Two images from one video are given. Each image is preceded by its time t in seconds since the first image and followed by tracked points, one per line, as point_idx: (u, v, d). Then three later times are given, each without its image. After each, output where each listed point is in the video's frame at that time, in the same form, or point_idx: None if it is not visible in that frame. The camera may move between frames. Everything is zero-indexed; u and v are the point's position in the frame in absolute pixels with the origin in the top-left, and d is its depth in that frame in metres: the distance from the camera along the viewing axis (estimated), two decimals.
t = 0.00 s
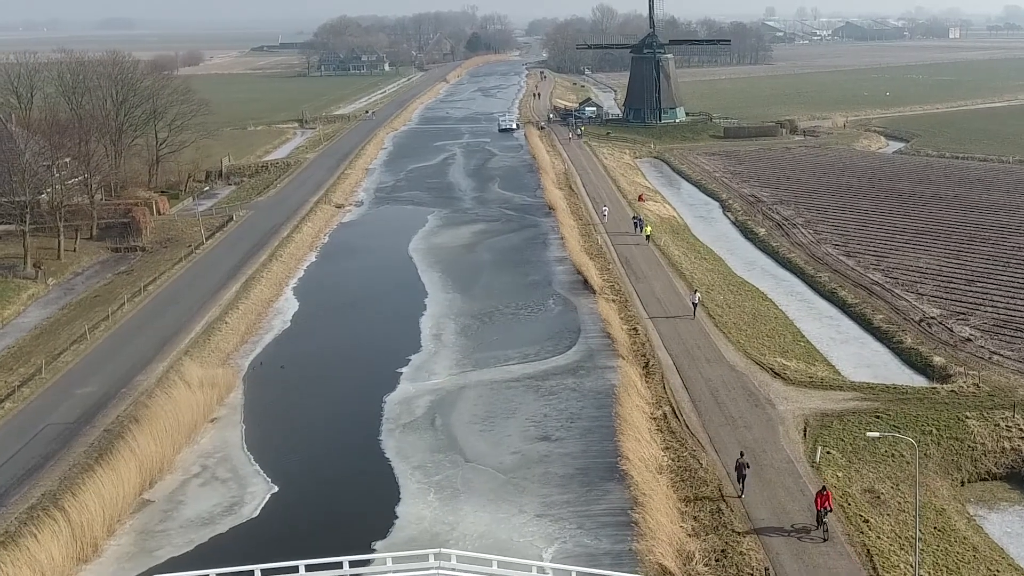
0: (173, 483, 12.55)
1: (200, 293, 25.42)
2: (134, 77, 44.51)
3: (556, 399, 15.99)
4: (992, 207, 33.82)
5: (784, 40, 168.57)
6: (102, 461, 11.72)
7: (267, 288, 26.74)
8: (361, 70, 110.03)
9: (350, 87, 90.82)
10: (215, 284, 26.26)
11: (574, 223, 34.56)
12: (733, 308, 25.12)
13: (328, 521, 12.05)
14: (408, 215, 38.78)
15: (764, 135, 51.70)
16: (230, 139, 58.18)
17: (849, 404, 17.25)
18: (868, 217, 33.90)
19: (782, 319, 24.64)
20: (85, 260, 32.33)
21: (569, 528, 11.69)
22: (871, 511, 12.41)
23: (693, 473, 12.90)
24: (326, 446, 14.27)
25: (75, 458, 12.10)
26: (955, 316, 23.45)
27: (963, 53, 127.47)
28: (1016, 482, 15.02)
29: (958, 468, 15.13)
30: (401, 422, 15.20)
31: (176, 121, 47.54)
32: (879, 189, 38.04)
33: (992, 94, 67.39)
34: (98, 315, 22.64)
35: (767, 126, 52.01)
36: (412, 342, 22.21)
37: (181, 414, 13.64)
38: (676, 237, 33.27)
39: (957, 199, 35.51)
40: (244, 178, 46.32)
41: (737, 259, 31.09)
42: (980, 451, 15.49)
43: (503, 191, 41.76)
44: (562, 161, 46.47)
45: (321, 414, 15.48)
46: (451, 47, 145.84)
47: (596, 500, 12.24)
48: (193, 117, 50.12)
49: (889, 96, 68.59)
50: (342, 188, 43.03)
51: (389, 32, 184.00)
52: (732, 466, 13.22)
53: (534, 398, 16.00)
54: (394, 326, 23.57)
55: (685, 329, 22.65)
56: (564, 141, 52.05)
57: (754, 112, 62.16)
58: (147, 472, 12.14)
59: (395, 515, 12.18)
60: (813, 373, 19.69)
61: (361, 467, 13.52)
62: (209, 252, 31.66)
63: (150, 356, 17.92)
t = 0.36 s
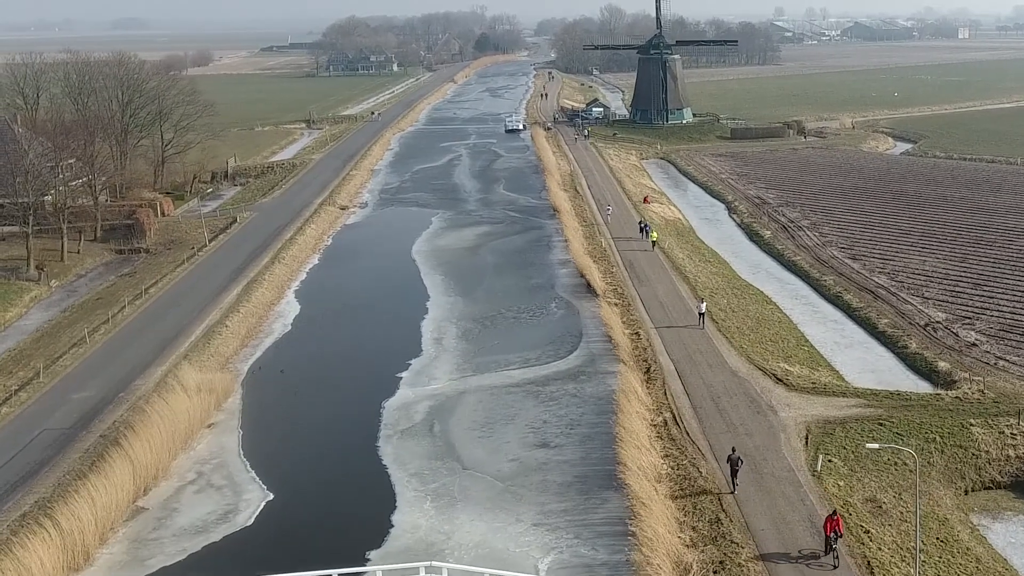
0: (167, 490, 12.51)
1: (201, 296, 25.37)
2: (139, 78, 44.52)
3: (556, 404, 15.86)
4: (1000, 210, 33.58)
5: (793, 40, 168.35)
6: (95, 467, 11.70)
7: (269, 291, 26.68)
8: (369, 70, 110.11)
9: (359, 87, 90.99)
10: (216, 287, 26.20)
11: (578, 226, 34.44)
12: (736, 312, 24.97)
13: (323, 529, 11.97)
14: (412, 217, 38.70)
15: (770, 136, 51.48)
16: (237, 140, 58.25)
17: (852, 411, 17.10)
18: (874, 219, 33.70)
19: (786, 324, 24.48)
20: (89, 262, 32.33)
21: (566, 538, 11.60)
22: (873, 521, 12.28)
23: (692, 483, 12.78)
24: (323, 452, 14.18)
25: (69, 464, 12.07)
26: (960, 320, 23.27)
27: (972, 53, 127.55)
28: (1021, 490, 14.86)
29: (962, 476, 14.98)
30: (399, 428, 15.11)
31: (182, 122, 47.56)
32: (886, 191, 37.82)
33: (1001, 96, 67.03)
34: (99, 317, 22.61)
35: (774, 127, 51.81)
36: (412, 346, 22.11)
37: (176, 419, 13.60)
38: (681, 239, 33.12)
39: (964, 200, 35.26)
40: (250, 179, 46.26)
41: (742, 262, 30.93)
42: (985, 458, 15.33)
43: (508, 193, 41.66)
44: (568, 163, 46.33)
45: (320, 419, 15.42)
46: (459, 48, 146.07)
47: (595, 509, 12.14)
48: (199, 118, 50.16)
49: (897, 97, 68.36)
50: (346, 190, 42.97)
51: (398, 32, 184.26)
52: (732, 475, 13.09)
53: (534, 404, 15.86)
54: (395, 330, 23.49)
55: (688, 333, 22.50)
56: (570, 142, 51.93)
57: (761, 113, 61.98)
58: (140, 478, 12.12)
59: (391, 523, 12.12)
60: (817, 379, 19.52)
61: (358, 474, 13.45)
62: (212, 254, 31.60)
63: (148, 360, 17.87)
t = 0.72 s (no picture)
0: (160, 497, 12.52)
1: (200, 298, 25.32)
2: (143, 78, 44.49)
3: (554, 409, 15.77)
4: (1005, 212, 33.38)
5: (799, 40, 168.13)
6: (86, 474, 11.68)
7: (269, 293, 26.63)
8: (375, 70, 110.12)
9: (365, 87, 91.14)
10: (216, 289, 26.13)
11: (581, 228, 34.33)
12: (738, 316, 24.84)
13: (316, 538, 11.93)
14: (414, 219, 38.62)
15: (776, 138, 51.28)
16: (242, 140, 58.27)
17: (853, 417, 16.96)
18: (879, 221, 33.53)
19: (789, 328, 24.34)
20: (91, 263, 32.31)
21: (560, 548, 11.54)
22: (871, 531, 12.15)
23: (689, 491, 12.70)
24: (318, 459, 14.11)
25: (61, 470, 12.06)
26: (964, 325, 23.12)
27: (978, 53, 127.28)
28: (1022, 499, 14.72)
29: (964, 485, 14.83)
30: (395, 434, 15.03)
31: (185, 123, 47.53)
32: (891, 193, 37.65)
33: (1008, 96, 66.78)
34: (97, 320, 22.58)
35: (779, 128, 51.65)
36: (411, 350, 22.02)
37: (171, 425, 13.57)
38: (684, 242, 32.97)
39: (969, 203, 35.06)
40: (253, 180, 46.22)
41: (745, 265, 30.79)
42: (988, 466, 15.18)
43: (511, 194, 41.58)
44: (572, 164, 46.21)
45: (316, 424, 15.35)
46: (466, 48, 146.14)
47: (590, 517, 12.07)
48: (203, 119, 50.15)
49: (903, 98, 68.17)
50: (349, 191, 42.92)
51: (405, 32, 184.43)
52: (730, 483, 13.00)
53: (532, 409, 15.76)
54: (395, 333, 23.40)
55: (689, 338, 22.38)
56: (574, 143, 51.83)
57: (767, 114, 61.86)
58: (132, 486, 12.11)
59: (384, 532, 12.06)
60: (819, 384, 19.38)
61: (352, 482, 13.37)
62: (213, 256, 31.54)
63: (144, 364, 17.82)
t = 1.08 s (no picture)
0: (151, 504, 12.45)
1: (199, 301, 25.26)
2: (147, 79, 44.46)
3: (552, 414, 15.66)
4: (1011, 214, 33.18)
5: (806, 40, 167.79)
6: (77, 481, 11.62)
7: (269, 296, 26.56)
8: (382, 70, 110.15)
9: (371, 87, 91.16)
10: (215, 291, 26.06)
11: (583, 230, 34.21)
12: (740, 320, 24.70)
13: (309, 546, 11.87)
14: (416, 220, 38.53)
15: (781, 138, 51.12)
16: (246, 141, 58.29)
17: (853, 423, 16.83)
18: (884, 223, 33.35)
19: (791, 331, 24.21)
20: (92, 265, 32.28)
21: (554, 557, 11.45)
22: (870, 541, 12.03)
23: (687, 500, 12.59)
24: (313, 465, 14.02)
25: (53, 477, 12.00)
26: (968, 328, 22.96)
27: (986, 53, 126.86)
28: None
29: (965, 493, 14.70)
30: (392, 439, 14.93)
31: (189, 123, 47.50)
32: (896, 194, 37.48)
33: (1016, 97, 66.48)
34: (95, 323, 22.53)
35: (784, 129, 51.47)
36: (410, 353, 21.93)
37: (164, 431, 13.52)
38: (687, 244, 32.83)
39: (975, 204, 34.87)
40: (257, 180, 46.18)
41: (748, 267, 30.64)
42: (989, 474, 15.05)
43: (514, 196, 41.49)
44: (575, 165, 46.10)
45: (312, 429, 15.26)
46: (473, 48, 146.13)
47: (585, 526, 11.98)
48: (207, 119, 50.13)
49: (910, 98, 67.93)
50: (352, 192, 42.85)
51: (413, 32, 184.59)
52: (728, 490, 12.90)
53: (529, 415, 15.65)
54: (394, 336, 23.30)
55: (689, 342, 22.25)
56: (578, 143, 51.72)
57: (773, 114, 61.70)
58: (123, 493, 12.06)
59: (377, 541, 11.99)
60: (820, 390, 19.25)
61: (346, 489, 13.28)
62: (213, 258, 31.47)
63: (141, 368, 17.74)
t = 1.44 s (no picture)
0: (143, 511, 12.38)
1: (198, 303, 25.20)
2: (150, 80, 44.47)
3: (549, 420, 15.54)
4: (1015, 216, 32.96)
5: (812, 41, 167.55)
6: (67, 488, 11.56)
7: (267, 298, 26.48)
8: (387, 70, 110.20)
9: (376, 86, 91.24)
10: (214, 294, 26.00)
11: (584, 231, 34.10)
12: (740, 323, 24.55)
13: (301, 553, 11.79)
14: (418, 221, 38.44)
15: (785, 139, 50.96)
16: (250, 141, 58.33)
17: (853, 429, 16.69)
18: (888, 225, 33.14)
19: (792, 336, 24.06)
20: (92, 267, 32.25)
21: (547, 566, 11.35)
22: (868, 551, 11.91)
23: (683, 508, 12.48)
24: (307, 471, 13.92)
25: (44, 483, 11.94)
26: (971, 332, 22.78)
27: (993, 53, 126.51)
28: None
29: (965, 500, 14.56)
30: (387, 445, 14.83)
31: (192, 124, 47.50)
32: (901, 195, 37.30)
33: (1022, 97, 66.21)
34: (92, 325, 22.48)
35: (788, 130, 51.30)
36: (408, 357, 21.83)
37: (157, 437, 13.46)
38: (689, 246, 32.67)
39: (979, 206, 34.66)
40: (259, 181, 46.18)
41: (750, 270, 30.48)
42: (990, 482, 14.90)
43: (517, 197, 41.40)
44: (578, 166, 45.98)
45: (308, 434, 15.16)
46: (479, 48, 146.24)
47: (579, 535, 11.88)
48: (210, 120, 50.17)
49: (916, 99, 67.73)
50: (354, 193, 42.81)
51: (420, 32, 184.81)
52: (724, 499, 12.79)
53: (526, 420, 15.53)
54: (393, 339, 23.20)
55: (689, 346, 22.13)
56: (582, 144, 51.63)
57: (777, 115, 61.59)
58: (114, 500, 12.00)
59: (369, 549, 11.90)
60: (820, 395, 19.10)
61: (339, 496, 13.19)
62: (213, 259, 31.41)
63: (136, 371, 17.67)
